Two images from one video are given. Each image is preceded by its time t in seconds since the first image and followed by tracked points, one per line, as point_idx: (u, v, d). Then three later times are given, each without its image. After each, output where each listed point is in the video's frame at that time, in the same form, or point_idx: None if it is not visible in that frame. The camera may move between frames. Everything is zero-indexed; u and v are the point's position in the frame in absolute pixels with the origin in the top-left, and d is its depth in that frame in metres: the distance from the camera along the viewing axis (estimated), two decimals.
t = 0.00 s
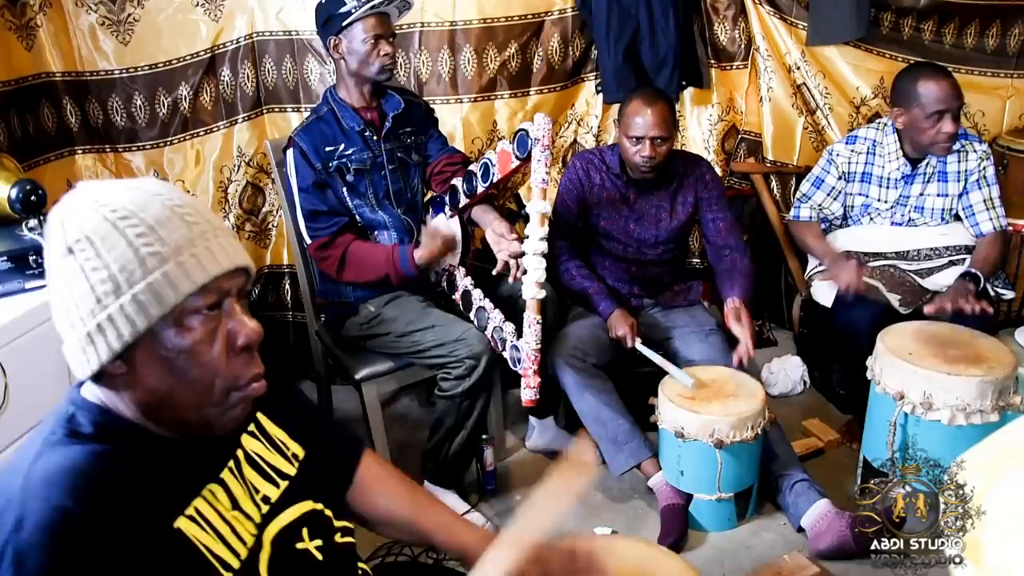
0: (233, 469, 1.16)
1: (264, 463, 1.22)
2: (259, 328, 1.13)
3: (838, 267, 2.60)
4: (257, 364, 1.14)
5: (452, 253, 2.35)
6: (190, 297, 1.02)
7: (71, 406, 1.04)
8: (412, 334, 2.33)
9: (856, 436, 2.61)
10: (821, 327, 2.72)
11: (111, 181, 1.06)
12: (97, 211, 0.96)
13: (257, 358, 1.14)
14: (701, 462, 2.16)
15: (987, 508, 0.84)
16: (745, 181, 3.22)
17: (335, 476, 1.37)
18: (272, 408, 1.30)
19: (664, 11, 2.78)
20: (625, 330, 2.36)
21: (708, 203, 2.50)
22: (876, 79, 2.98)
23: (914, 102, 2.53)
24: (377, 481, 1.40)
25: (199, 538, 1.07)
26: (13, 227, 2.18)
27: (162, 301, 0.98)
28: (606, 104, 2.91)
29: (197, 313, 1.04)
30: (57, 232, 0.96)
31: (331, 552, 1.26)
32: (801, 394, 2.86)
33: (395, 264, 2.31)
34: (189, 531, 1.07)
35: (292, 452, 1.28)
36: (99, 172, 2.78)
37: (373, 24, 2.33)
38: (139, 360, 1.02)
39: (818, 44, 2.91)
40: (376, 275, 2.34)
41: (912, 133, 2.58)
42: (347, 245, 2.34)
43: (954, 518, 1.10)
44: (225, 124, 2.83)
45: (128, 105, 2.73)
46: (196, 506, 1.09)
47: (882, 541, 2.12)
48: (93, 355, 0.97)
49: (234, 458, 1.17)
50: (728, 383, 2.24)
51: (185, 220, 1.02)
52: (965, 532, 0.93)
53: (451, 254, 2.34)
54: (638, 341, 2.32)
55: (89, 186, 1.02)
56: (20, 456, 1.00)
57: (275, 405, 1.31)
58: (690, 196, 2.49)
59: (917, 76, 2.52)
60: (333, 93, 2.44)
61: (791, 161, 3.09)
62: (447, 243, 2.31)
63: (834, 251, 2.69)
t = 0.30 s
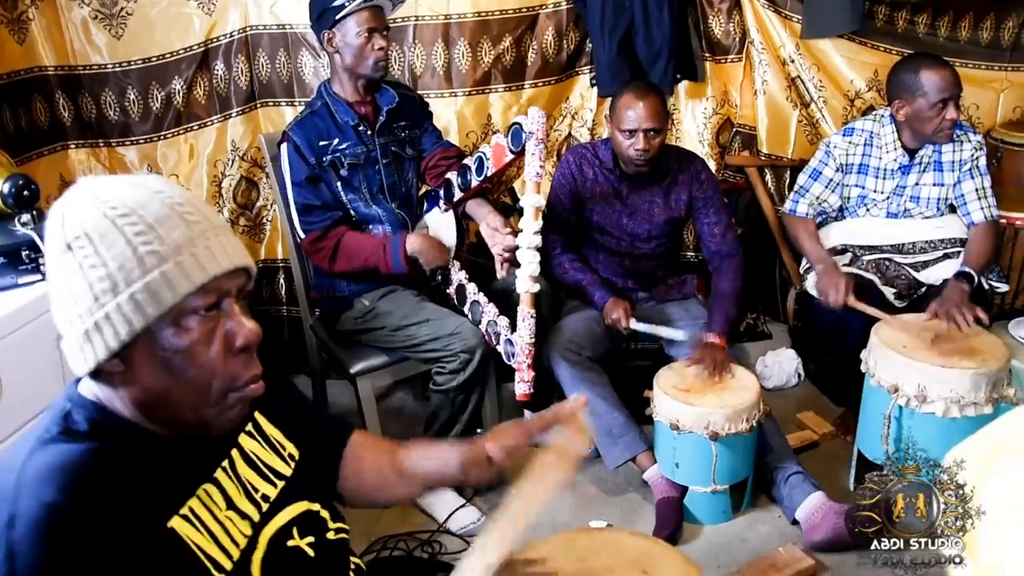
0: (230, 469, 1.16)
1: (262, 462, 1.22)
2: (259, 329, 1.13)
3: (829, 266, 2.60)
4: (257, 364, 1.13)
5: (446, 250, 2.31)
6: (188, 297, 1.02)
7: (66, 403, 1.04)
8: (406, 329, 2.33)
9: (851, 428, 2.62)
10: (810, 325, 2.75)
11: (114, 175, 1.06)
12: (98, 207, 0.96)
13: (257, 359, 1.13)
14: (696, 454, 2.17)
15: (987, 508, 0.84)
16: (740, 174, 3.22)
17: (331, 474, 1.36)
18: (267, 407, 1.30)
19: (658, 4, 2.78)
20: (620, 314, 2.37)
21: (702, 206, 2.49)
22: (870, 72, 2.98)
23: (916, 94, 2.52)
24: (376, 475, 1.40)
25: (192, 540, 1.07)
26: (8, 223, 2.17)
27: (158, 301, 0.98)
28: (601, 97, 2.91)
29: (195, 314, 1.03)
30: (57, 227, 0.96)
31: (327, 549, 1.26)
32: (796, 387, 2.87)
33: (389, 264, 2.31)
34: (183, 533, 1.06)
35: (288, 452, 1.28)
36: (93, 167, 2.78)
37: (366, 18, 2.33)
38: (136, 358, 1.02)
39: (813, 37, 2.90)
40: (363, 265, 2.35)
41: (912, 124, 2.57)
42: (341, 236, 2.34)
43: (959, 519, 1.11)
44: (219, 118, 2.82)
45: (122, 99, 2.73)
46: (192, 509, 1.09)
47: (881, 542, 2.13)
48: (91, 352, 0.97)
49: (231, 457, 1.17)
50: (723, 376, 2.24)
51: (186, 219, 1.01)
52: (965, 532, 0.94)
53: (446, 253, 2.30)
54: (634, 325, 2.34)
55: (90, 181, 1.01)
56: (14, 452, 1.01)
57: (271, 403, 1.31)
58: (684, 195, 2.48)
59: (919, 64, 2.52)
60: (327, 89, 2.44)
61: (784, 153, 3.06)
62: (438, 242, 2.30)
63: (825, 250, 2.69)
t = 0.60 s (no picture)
0: (216, 463, 1.16)
1: (247, 461, 1.21)
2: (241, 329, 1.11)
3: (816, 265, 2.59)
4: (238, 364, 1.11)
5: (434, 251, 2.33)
6: (167, 297, 1.01)
7: (49, 402, 1.03)
8: (397, 327, 2.34)
9: (841, 424, 2.63)
10: (801, 321, 2.74)
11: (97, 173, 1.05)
12: (76, 207, 0.95)
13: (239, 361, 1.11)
14: (687, 452, 2.17)
15: (988, 508, 0.88)
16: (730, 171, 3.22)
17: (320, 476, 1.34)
18: (253, 406, 1.29)
19: (648, 2, 2.78)
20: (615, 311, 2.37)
21: (692, 196, 2.49)
22: (859, 69, 2.99)
23: (903, 89, 2.53)
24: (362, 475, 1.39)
25: (178, 535, 1.06)
26: None
27: (136, 300, 0.97)
28: (591, 95, 2.92)
29: (176, 314, 1.02)
30: (37, 227, 0.96)
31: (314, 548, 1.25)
32: (786, 383, 2.87)
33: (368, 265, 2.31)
34: (169, 528, 1.06)
35: (274, 452, 1.27)
36: (81, 166, 2.76)
37: (355, 15, 2.32)
38: (115, 358, 1.01)
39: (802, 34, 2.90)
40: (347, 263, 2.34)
41: (900, 120, 2.58)
42: (329, 237, 2.33)
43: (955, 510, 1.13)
44: (209, 117, 2.81)
45: (110, 98, 2.71)
46: (177, 503, 1.08)
47: (881, 543, 2.12)
48: (70, 352, 0.96)
49: (218, 453, 1.17)
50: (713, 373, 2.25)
51: (166, 217, 1.00)
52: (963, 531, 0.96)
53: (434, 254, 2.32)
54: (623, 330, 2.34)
55: (73, 178, 1.00)
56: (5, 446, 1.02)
57: (258, 404, 1.30)
58: (674, 188, 2.48)
59: (907, 60, 2.54)
60: (316, 87, 2.42)
61: (774, 150, 3.08)
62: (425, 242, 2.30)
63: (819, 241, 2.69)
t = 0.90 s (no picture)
0: (214, 462, 1.16)
1: (246, 460, 1.21)
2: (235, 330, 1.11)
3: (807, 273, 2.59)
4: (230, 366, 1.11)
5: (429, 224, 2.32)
6: (161, 297, 1.01)
7: (47, 400, 1.04)
8: (396, 328, 2.33)
9: (840, 424, 2.64)
10: (802, 318, 2.73)
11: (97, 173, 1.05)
12: (74, 205, 0.95)
13: (229, 361, 1.11)
14: (686, 452, 2.17)
15: (988, 509, 0.88)
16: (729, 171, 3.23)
17: (319, 474, 1.34)
18: (252, 406, 1.29)
19: (646, 2, 2.78)
20: (608, 321, 2.35)
21: (693, 201, 2.51)
22: (858, 69, 2.99)
23: (903, 90, 2.53)
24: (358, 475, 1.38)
25: (174, 532, 1.06)
26: None
27: (128, 299, 0.97)
28: (589, 95, 2.92)
29: (169, 313, 1.02)
30: (36, 223, 0.96)
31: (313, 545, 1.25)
32: (784, 383, 2.87)
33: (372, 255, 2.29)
34: (164, 525, 1.06)
35: (274, 450, 1.27)
36: (79, 166, 2.76)
37: (354, 16, 2.31)
38: (108, 356, 1.01)
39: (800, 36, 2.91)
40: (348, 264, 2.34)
41: (900, 121, 2.57)
42: (324, 235, 2.32)
43: (951, 512, 1.13)
44: (207, 117, 2.81)
45: (108, 98, 2.71)
46: (173, 500, 1.08)
47: (881, 542, 2.10)
48: (64, 349, 0.96)
49: (217, 452, 1.17)
50: (711, 374, 2.24)
51: (162, 216, 1.00)
52: (962, 532, 0.95)
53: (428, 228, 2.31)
54: (621, 332, 2.32)
55: (73, 177, 1.01)
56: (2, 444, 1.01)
57: (257, 403, 1.31)
58: (674, 191, 2.49)
59: (906, 61, 2.53)
60: (314, 87, 2.43)
61: (771, 150, 3.08)
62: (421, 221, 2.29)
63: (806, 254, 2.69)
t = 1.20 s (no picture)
0: (208, 471, 1.16)
1: (240, 469, 1.21)
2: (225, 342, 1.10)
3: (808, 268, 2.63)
4: (221, 377, 1.10)
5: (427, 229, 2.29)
6: (149, 308, 1.00)
7: (38, 410, 1.03)
8: (391, 336, 2.33)
9: (836, 432, 2.63)
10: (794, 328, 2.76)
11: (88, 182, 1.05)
12: (62, 216, 0.95)
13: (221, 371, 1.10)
14: (683, 462, 2.17)
15: (988, 509, 0.97)
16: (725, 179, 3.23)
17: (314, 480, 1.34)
18: (251, 411, 1.29)
19: (642, 11, 2.79)
20: (603, 325, 2.38)
21: (690, 215, 2.51)
22: (853, 77, 3.00)
23: (892, 101, 2.53)
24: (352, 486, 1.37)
25: (167, 541, 1.07)
26: None
27: (116, 310, 0.97)
28: (585, 103, 2.92)
29: (158, 324, 1.02)
30: (26, 232, 0.96)
31: (309, 555, 1.25)
32: (780, 391, 2.88)
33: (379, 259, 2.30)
34: (158, 534, 1.06)
35: (268, 458, 1.27)
36: (75, 175, 2.76)
37: (350, 25, 2.32)
38: (97, 366, 1.00)
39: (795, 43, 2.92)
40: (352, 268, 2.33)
41: (889, 132, 2.59)
42: (326, 244, 2.32)
43: (948, 517, 1.22)
44: (203, 126, 2.81)
45: (105, 106, 2.71)
46: (167, 509, 1.09)
47: (881, 542, 2.16)
48: (52, 361, 0.97)
49: (207, 460, 1.17)
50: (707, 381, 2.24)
51: (149, 226, 0.99)
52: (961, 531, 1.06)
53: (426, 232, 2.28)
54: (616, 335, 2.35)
55: (67, 186, 1.01)
56: None
57: (254, 408, 1.30)
58: (672, 203, 2.49)
59: (895, 73, 2.54)
60: (310, 95, 2.43)
61: (768, 159, 3.11)
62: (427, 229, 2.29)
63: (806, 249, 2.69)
